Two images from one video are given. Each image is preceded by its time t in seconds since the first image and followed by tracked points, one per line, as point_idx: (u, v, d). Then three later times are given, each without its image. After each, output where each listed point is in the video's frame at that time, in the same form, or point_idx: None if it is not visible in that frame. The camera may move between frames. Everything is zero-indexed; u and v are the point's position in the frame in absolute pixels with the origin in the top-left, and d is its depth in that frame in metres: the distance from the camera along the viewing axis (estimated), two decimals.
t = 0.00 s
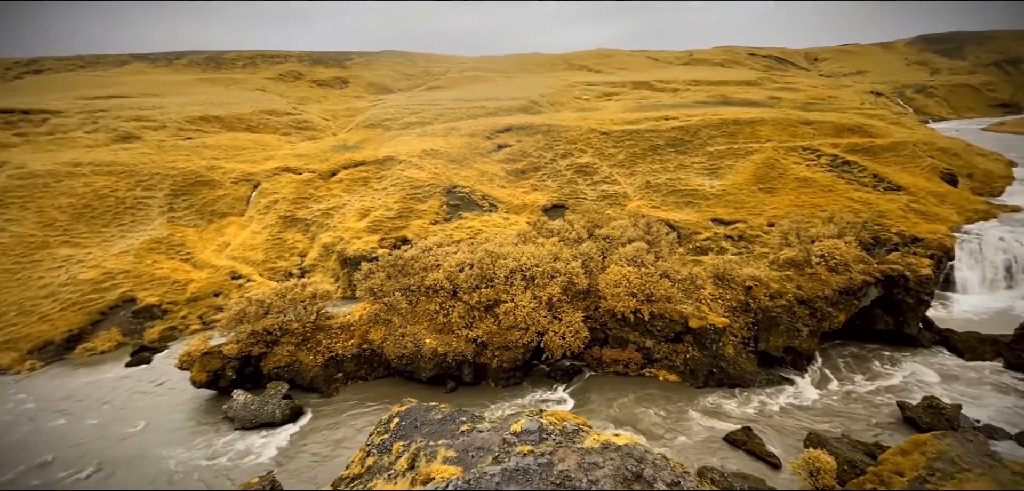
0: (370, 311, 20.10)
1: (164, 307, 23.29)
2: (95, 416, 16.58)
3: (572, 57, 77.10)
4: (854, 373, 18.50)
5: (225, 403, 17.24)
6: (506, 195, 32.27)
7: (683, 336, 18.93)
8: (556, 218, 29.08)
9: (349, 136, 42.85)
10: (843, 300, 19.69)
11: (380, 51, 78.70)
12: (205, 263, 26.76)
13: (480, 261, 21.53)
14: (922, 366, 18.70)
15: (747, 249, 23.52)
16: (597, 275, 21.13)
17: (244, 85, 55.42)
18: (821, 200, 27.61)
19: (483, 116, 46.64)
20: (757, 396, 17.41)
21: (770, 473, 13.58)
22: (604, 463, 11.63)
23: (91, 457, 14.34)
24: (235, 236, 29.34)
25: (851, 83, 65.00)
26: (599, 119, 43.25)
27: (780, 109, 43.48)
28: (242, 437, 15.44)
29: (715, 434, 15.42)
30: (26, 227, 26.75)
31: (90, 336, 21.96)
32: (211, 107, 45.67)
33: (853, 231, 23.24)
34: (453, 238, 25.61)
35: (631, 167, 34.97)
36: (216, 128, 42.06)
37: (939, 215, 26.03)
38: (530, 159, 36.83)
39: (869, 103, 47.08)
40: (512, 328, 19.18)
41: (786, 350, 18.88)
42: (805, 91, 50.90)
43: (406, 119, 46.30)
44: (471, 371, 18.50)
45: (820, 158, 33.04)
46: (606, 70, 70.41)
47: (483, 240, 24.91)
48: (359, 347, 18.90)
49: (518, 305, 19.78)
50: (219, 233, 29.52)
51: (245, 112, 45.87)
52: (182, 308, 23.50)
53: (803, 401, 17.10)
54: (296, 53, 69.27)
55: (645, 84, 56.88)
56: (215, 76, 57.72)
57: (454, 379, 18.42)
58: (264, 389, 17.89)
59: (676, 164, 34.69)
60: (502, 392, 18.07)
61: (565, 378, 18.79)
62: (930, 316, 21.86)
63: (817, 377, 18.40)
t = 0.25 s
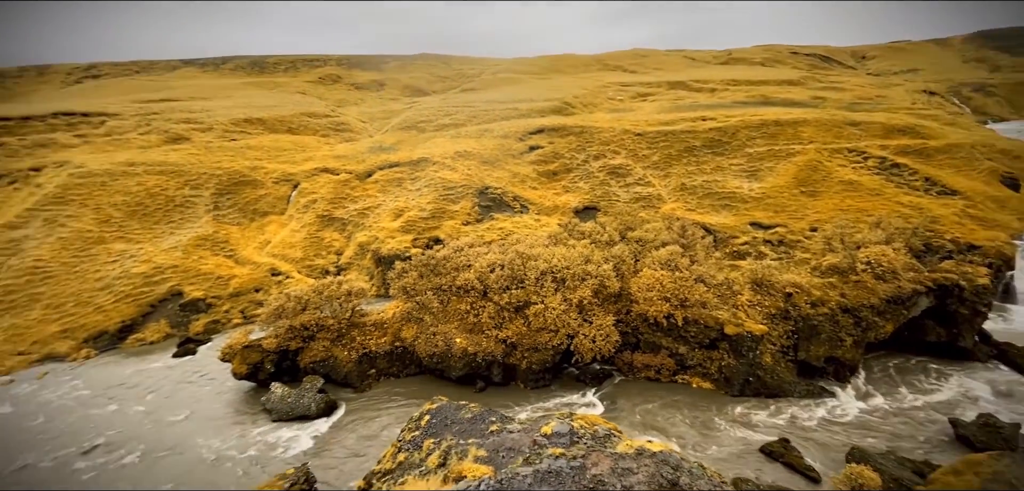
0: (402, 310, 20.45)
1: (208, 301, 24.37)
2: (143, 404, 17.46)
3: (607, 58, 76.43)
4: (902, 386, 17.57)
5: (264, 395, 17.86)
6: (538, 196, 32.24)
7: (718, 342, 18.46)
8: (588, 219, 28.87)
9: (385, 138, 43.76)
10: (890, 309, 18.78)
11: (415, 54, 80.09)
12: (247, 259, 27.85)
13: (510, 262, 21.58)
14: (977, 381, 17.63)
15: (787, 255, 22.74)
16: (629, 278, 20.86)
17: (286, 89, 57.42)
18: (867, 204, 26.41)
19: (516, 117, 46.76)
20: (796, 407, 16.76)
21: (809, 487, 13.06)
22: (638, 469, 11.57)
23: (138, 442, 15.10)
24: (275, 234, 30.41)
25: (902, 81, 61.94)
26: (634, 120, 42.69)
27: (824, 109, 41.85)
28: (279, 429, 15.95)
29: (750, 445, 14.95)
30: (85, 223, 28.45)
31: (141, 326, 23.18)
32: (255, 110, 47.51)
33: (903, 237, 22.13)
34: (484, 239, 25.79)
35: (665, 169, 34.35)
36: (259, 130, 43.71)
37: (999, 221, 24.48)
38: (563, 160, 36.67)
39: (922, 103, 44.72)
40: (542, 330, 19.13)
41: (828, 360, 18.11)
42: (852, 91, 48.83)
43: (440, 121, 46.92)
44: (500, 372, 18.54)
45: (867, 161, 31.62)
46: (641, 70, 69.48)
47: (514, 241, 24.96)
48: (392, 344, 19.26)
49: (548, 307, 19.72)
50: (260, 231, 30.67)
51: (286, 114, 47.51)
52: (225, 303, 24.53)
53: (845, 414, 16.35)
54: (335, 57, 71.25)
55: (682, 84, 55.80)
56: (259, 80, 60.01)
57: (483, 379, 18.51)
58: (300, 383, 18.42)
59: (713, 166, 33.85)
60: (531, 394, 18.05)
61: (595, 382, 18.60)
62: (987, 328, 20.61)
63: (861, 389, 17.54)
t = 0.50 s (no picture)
0: (440, 309, 20.77)
1: (257, 297, 25.51)
2: (195, 392, 18.42)
3: (648, 58, 75.18)
4: (967, 405, 16.25)
5: (306, 388, 18.49)
6: (575, 199, 32.05)
7: (762, 352, 17.84)
8: (627, 223, 28.47)
9: (425, 140, 44.58)
10: (952, 323, 17.66)
11: (456, 58, 81.24)
12: (293, 257, 28.98)
13: (547, 265, 21.54)
14: None
15: (838, 263, 21.73)
16: (668, 284, 20.44)
17: (332, 93, 59.43)
18: (928, 210, 24.87)
19: (554, 119, 46.66)
20: (846, 423, 15.88)
21: None
22: (680, 479, 11.36)
23: (190, 429, 15.94)
24: (320, 233, 31.50)
25: (970, 79, 57.95)
26: (675, 121, 41.79)
27: (881, 109, 39.69)
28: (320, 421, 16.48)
29: (795, 460, 14.31)
30: (147, 220, 30.31)
31: (195, 319, 24.48)
32: (302, 113, 49.38)
33: (968, 245, 20.71)
34: (521, 241, 25.86)
35: (708, 171, 33.43)
36: (307, 132, 45.41)
37: None
38: (601, 162, 36.29)
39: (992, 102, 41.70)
40: (577, 333, 18.97)
41: (882, 375, 17.10)
42: (912, 90, 46.12)
43: (479, 123, 47.41)
44: (535, 374, 18.49)
45: (928, 164, 29.79)
46: (684, 71, 67.97)
47: (551, 243, 24.91)
48: (429, 343, 19.59)
49: (584, 311, 19.54)
50: (305, 230, 31.85)
51: (332, 117, 49.14)
52: (272, 298, 25.61)
53: (902, 433, 15.30)
54: (379, 61, 73.16)
55: (726, 85, 54.22)
56: (307, 85, 62.34)
57: (518, 380, 18.53)
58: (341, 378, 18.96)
59: (759, 169, 32.70)
60: (566, 398, 17.91)
61: (631, 388, 18.28)
62: None
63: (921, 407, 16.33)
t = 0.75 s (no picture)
0: (472, 310, 20.92)
1: (297, 294, 26.39)
2: (238, 385, 19.20)
3: (686, 59, 73.72)
4: None
5: (342, 384, 18.94)
6: (610, 201, 31.71)
7: (805, 363, 17.13)
8: (662, 227, 27.97)
9: (460, 143, 45.09)
10: (1017, 337, 16.46)
11: (491, 61, 81.88)
12: (332, 256, 29.83)
13: (580, 268, 21.39)
14: None
15: (889, 271, 20.67)
16: (705, 290, 19.94)
17: (371, 97, 60.95)
18: (990, 216, 23.34)
19: (589, 122, 46.35)
20: (897, 440, 15.02)
21: None
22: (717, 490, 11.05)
23: (232, 420, 16.61)
24: (357, 233, 32.31)
25: None
26: (714, 123, 40.77)
27: (937, 109, 37.56)
28: (355, 418, 16.84)
29: (839, 476, 13.64)
30: (196, 219, 31.83)
31: (239, 314, 25.52)
32: (342, 117, 50.81)
33: None
34: (554, 243, 25.77)
35: (748, 174, 32.44)
36: (346, 136, 46.69)
37: None
38: (637, 165, 35.77)
39: None
40: (610, 338, 18.73)
41: (937, 391, 16.07)
42: (973, 89, 43.44)
43: (514, 125, 47.60)
44: (567, 379, 18.31)
45: (990, 167, 27.97)
46: (724, 71, 66.29)
47: (584, 246, 24.74)
48: (461, 343, 19.75)
49: (618, 316, 19.27)
50: (344, 230, 32.73)
51: (370, 121, 50.37)
52: (311, 296, 26.46)
53: (959, 453, 14.34)
54: (416, 65, 74.50)
55: (769, 85, 52.53)
56: (347, 89, 64.09)
57: (549, 384, 18.36)
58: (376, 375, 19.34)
59: (803, 172, 31.49)
60: (597, 403, 17.66)
61: (665, 396, 17.86)
62: None
63: (982, 426, 15.26)
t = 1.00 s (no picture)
0: (509, 313, 20.97)
1: (341, 293, 27.25)
2: (285, 379, 20.00)
3: (733, 60, 71.54)
4: None
5: (382, 382, 19.37)
6: (651, 205, 31.12)
7: (859, 378, 16.22)
8: (706, 232, 27.21)
9: (500, 147, 45.41)
10: None
11: (532, 65, 82.10)
12: (374, 257, 30.63)
13: (619, 273, 21.08)
14: None
15: (955, 283, 19.32)
16: (751, 298, 19.25)
17: (414, 102, 62.34)
18: None
19: (631, 124, 45.69)
20: (962, 464, 13.97)
21: None
22: None
23: (278, 413, 17.29)
24: (399, 235, 33.05)
25: None
26: (762, 125, 39.32)
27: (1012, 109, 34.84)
28: (394, 415, 17.17)
29: None
30: (249, 219, 33.40)
31: (287, 311, 26.60)
32: (386, 122, 52.22)
33: None
34: (592, 247, 25.54)
35: (799, 179, 31.10)
36: (390, 140, 47.90)
37: None
38: (679, 168, 34.95)
39: None
40: (649, 346, 18.34)
41: (1009, 414, 14.85)
42: None
43: (554, 129, 47.51)
44: (604, 385, 18.05)
45: None
46: (773, 71, 63.91)
47: (624, 251, 24.37)
48: (498, 346, 19.82)
49: (658, 323, 18.86)
50: (386, 231, 33.58)
51: (413, 125, 51.50)
52: (355, 295, 27.26)
53: None
54: (458, 70, 75.63)
55: (822, 86, 50.24)
56: (391, 95, 65.82)
57: (586, 390, 18.14)
58: (414, 374, 19.69)
59: (859, 176, 29.89)
60: (635, 412, 17.31)
61: (707, 407, 17.32)
62: None
63: None
